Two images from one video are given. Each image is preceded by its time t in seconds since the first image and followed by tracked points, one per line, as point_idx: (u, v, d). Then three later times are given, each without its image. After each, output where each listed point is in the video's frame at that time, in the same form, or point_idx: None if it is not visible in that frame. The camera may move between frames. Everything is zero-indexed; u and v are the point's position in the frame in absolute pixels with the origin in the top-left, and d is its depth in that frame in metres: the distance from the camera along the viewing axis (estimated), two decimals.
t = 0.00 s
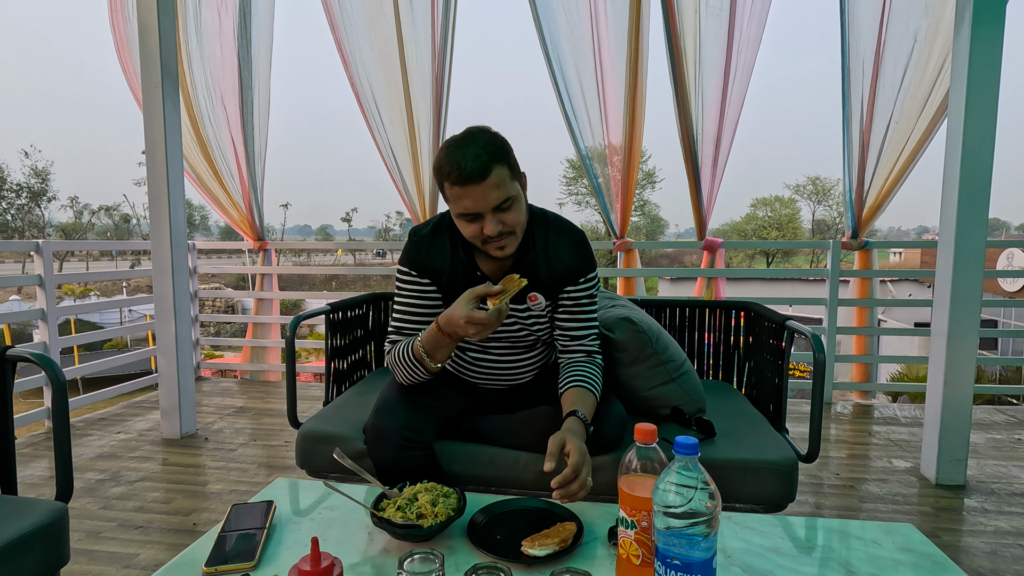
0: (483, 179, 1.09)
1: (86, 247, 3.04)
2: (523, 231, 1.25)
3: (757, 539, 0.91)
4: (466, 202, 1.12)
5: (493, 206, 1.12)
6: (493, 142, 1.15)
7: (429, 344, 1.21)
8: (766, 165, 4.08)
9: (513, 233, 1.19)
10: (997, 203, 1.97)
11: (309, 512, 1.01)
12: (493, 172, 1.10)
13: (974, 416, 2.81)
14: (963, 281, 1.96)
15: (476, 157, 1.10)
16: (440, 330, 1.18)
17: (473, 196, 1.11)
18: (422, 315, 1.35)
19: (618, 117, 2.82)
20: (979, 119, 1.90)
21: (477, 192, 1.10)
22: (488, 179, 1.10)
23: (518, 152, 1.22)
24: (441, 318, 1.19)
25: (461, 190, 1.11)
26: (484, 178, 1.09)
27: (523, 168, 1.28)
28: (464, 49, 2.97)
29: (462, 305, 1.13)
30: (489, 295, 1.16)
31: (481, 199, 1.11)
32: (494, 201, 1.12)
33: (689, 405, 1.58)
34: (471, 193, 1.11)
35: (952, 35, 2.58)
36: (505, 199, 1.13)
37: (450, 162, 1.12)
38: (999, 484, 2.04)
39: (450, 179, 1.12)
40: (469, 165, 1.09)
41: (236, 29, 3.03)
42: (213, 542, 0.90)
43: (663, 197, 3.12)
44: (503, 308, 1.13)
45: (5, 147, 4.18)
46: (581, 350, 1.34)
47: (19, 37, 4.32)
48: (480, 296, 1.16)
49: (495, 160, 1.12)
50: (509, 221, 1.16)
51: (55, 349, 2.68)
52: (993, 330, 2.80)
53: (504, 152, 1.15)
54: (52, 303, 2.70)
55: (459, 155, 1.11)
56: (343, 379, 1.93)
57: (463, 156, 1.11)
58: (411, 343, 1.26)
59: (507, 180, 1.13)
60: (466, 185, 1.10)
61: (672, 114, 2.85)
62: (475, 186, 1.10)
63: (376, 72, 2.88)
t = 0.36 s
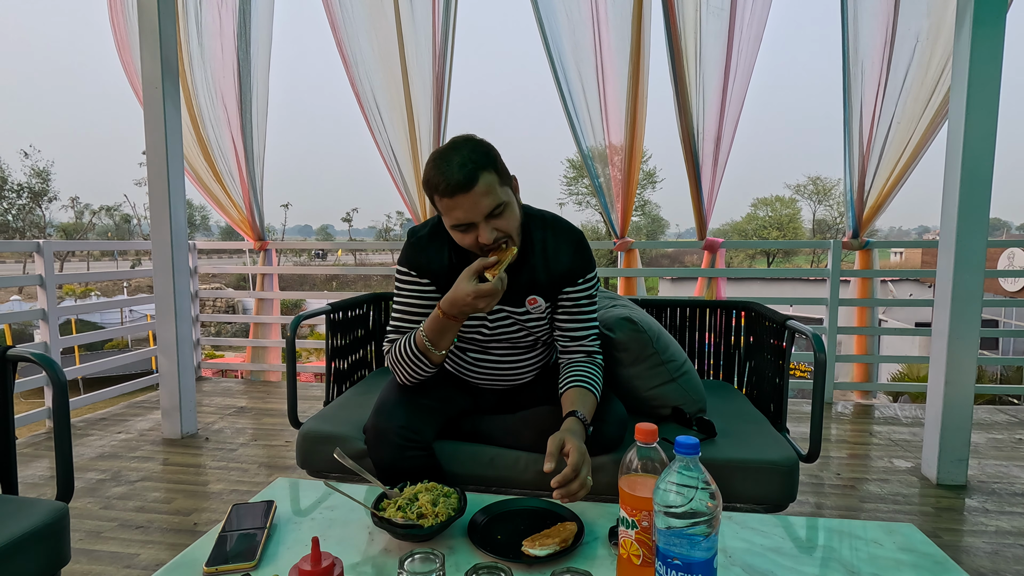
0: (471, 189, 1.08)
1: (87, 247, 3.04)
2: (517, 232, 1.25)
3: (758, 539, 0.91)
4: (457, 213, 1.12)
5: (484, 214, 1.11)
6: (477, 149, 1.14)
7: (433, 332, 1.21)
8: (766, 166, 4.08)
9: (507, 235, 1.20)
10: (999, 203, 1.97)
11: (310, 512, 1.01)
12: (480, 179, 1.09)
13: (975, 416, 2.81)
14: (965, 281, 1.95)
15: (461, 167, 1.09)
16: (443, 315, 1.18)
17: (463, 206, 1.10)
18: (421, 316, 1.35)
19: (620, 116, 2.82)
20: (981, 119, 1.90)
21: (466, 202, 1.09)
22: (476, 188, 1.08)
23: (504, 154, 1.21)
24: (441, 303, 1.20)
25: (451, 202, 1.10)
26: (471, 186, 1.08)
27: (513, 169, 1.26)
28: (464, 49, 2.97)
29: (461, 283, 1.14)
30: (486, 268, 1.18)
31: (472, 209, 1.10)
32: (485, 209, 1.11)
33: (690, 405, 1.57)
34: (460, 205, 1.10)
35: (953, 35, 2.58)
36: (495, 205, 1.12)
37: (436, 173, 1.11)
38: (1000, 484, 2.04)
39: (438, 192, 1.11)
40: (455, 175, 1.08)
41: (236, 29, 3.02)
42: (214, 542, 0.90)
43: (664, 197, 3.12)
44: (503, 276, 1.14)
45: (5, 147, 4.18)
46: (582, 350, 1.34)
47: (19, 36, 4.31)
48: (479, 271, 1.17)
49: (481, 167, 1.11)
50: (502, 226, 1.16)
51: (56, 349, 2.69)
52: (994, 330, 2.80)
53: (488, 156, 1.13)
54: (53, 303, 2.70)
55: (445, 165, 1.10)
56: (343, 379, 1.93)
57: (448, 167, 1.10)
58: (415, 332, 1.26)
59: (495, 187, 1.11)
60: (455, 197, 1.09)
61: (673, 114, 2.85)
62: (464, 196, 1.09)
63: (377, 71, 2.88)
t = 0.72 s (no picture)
0: (461, 194, 1.08)
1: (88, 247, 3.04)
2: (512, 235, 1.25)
3: (758, 538, 0.91)
4: (450, 219, 1.12)
5: (477, 218, 1.11)
6: (467, 154, 1.14)
7: (435, 329, 1.21)
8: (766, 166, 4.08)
9: (504, 238, 1.20)
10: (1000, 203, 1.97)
11: (311, 511, 1.01)
12: (470, 183, 1.09)
13: (976, 416, 2.81)
14: (965, 281, 1.95)
15: (450, 172, 1.09)
16: (445, 311, 1.19)
17: (455, 211, 1.10)
18: (420, 316, 1.35)
19: (620, 116, 2.82)
20: (981, 119, 1.89)
21: (457, 207, 1.09)
22: (467, 192, 1.08)
23: (496, 156, 1.21)
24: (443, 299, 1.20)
25: (443, 208, 1.10)
26: (462, 191, 1.08)
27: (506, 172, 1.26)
28: (465, 49, 2.97)
29: (462, 279, 1.15)
30: (487, 262, 1.18)
31: (464, 214, 1.10)
32: (477, 214, 1.11)
33: (690, 405, 1.57)
34: (452, 211, 1.10)
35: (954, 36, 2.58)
36: (487, 208, 1.12)
37: (427, 180, 1.11)
38: (1000, 484, 2.03)
39: (430, 199, 1.11)
40: (445, 180, 1.08)
41: (237, 29, 3.03)
42: (214, 542, 0.90)
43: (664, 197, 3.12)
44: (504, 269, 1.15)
45: (6, 148, 4.18)
46: (582, 351, 1.34)
47: (20, 37, 4.32)
48: (480, 266, 1.18)
49: (472, 171, 1.11)
50: (497, 229, 1.16)
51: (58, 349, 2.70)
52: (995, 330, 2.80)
53: (478, 160, 1.13)
54: (54, 303, 2.71)
55: (436, 172, 1.10)
56: (344, 379, 1.93)
57: (438, 173, 1.10)
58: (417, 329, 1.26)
59: (487, 190, 1.11)
60: (446, 202, 1.09)
61: (674, 114, 2.85)
62: (455, 201, 1.09)
63: (377, 72, 2.88)
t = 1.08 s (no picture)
0: (462, 194, 1.08)
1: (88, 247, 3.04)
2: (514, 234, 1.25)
3: (759, 539, 0.91)
4: (451, 220, 1.12)
5: (479, 217, 1.11)
6: (465, 154, 1.14)
7: (438, 329, 1.22)
8: (766, 166, 4.09)
9: (506, 236, 1.20)
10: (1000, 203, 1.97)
11: (311, 511, 1.01)
12: (470, 183, 1.09)
13: (976, 416, 2.81)
14: (965, 282, 1.95)
15: (450, 173, 1.08)
16: (447, 310, 1.19)
17: (456, 211, 1.10)
18: (420, 317, 1.35)
19: (621, 116, 2.82)
20: (981, 119, 1.89)
21: (459, 208, 1.09)
22: (467, 192, 1.08)
23: (493, 156, 1.21)
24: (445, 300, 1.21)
25: (444, 209, 1.10)
26: (462, 191, 1.08)
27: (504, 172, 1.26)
28: (465, 50, 2.97)
29: (464, 279, 1.15)
30: (489, 263, 1.18)
31: (465, 213, 1.10)
32: (478, 213, 1.11)
33: (690, 405, 1.57)
34: (453, 211, 1.10)
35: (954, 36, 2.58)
36: (488, 207, 1.12)
37: (427, 182, 1.11)
38: (1001, 485, 2.03)
39: (430, 200, 1.11)
40: (445, 181, 1.08)
41: (239, 29, 3.03)
42: (215, 542, 0.90)
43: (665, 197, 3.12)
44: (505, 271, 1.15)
45: (7, 148, 4.19)
46: (582, 351, 1.34)
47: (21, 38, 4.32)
48: (483, 266, 1.18)
49: (471, 171, 1.11)
50: (499, 227, 1.16)
51: (58, 349, 2.71)
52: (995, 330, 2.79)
53: (476, 160, 1.13)
54: (54, 303, 2.71)
55: (435, 173, 1.10)
56: (344, 379, 1.93)
57: (437, 174, 1.09)
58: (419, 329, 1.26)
59: (487, 189, 1.11)
60: (447, 203, 1.09)
61: (675, 114, 2.85)
62: (455, 201, 1.09)
63: (377, 71, 2.88)
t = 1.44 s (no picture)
0: (462, 200, 1.08)
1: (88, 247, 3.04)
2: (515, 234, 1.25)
3: (759, 539, 0.91)
4: (453, 225, 1.12)
5: (480, 222, 1.12)
6: (463, 158, 1.14)
7: (438, 330, 1.22)
8: (766, 167, 4.09)
9: (507, 237, 1.20)
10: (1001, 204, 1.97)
11: (311, 511, 1.01)
12: (470, 188, 1.09)
13: (976, 416, 2.81)
14: (966, 283, 1.95)
15: (449, 178, 1.08)
16: (446, 310, 1.19)
17: (457, 217, 1.10)
18: (420, 317, 1.36)
19: (621, 117, 2.82)
20: (981, 120, 1.90)
21: (460, 213, 1.09)
22: (467, 197, 1.08)
23: (492, 158, 1.20)
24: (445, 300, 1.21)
25: (445, 215, 1.10)
26: (462, 197, 1.08)
27: (502, 172, 1.26)
28: (465, 50, 2.97)
29: (464, 279, 1.16)
30: (489, 265, 1.19)
31: (466, 218, 1.10)
32: (479, 217, 1.11)
33: (691, 405, 1.57)
34: (454, 216, 1.10)
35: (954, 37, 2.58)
36: (489, 211, 1.12)
37: (426, 188, 1.11)
38: (1001, 485, 2.03)
39: (430, 206, 1.11)
40: (445, 187, 1.08)
41: (240, 30, 3.03)
42: (215, 543, 0.90)
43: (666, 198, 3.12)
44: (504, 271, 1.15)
45: (7, 148, 4.18)
46: (582, 351, 1.34)
47: (21, 39, 4.32)
48: (483, 267, 1.19)
49: (471, 175, 1.11)
50: (500, 229, 1.16)
51: (59, 349, 2.73)
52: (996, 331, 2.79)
53: (474, 164, 1.13)
54: (54, 304, 2.71)
55: (434, 179, 1.10)
56: (344, 380, 1.93)
57: (436, 180, 1.09)
58: (418, 330, 1.26)
59: (487, 192, 1.11)
60: (448, 209, 1.09)
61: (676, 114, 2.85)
62: (456, 207, 1.09)
63: (377, 72, 2.88)
